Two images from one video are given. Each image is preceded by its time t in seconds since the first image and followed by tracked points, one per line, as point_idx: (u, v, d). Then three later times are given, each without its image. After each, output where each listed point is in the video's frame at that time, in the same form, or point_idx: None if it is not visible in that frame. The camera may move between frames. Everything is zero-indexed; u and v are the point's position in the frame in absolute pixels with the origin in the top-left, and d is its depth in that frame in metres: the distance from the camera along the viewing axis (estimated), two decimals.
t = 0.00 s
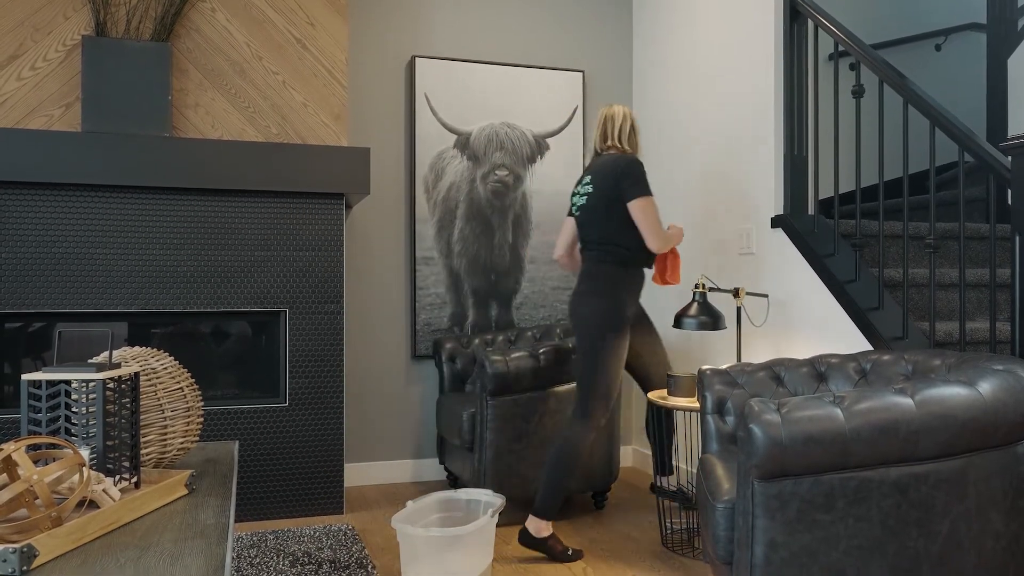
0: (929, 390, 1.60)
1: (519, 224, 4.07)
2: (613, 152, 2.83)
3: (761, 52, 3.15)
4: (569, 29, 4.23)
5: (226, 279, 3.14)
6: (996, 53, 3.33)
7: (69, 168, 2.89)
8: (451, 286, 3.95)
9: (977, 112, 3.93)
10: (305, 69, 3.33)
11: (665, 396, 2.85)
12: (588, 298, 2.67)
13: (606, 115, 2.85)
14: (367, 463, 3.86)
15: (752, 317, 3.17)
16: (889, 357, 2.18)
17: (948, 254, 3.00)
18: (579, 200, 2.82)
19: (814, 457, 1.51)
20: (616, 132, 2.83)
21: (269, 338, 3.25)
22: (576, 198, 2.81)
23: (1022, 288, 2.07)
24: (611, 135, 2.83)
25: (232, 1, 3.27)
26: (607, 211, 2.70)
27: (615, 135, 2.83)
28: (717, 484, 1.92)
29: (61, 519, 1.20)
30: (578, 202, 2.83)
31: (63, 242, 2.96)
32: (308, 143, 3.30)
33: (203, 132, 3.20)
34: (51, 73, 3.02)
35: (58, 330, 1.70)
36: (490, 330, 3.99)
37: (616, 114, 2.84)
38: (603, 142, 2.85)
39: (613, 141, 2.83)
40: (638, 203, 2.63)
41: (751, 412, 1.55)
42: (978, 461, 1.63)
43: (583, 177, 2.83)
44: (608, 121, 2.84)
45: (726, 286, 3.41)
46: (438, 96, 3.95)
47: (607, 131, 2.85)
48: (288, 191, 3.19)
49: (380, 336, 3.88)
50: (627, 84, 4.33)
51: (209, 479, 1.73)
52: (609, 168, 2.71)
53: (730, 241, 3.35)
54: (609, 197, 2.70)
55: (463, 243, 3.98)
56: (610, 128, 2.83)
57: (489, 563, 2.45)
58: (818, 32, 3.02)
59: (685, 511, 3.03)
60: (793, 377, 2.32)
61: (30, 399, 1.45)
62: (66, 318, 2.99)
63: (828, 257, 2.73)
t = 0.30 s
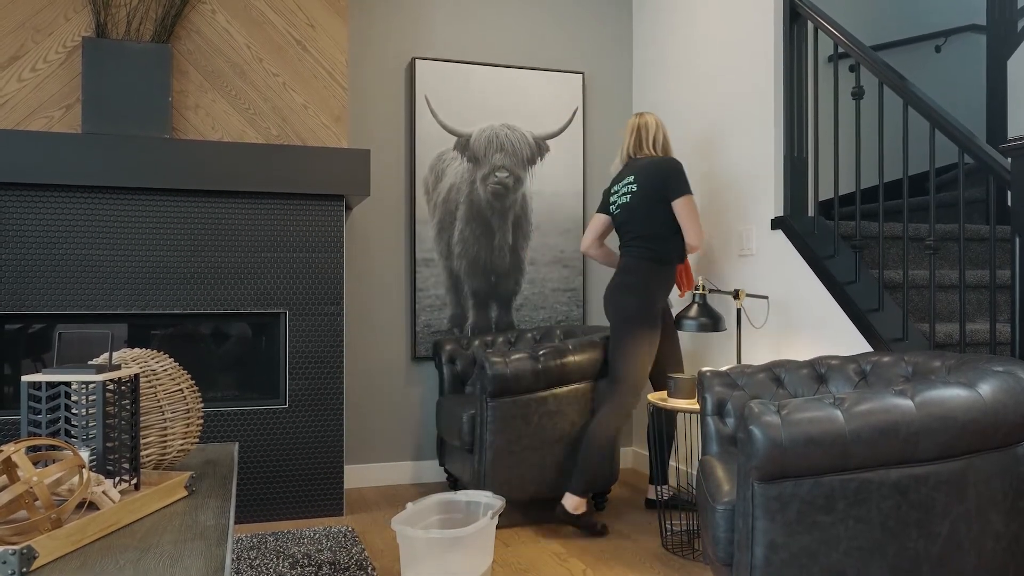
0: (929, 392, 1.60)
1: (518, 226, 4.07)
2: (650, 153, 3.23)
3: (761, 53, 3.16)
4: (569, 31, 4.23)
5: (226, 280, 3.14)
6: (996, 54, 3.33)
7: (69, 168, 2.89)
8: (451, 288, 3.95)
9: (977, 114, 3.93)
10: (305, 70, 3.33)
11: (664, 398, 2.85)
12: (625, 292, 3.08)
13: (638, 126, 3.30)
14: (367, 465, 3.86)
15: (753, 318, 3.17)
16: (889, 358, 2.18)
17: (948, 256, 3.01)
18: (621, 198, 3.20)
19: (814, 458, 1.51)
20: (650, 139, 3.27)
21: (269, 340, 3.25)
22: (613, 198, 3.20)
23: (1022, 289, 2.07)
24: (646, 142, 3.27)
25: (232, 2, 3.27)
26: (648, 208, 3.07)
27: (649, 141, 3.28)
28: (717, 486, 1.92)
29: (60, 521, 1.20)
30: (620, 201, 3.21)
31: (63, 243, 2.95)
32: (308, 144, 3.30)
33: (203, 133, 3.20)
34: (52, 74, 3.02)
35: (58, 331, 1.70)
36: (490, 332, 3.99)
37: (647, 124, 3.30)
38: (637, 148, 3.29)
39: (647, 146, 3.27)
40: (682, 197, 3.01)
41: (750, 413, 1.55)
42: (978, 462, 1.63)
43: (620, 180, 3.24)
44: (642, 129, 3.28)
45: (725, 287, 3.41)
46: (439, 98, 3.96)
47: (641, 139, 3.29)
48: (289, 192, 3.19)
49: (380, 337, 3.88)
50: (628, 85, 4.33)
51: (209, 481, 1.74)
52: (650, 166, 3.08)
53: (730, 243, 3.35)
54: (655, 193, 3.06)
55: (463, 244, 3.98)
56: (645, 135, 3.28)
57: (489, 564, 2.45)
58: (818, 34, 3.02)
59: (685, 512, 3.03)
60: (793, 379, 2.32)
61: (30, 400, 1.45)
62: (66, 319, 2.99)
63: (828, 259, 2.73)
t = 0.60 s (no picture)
0: (929, 395, 1.60)
1: (518, 229, 4.08)
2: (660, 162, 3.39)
3: (760, 57, 3.17)
4: (568, 35, 4.24)
5: (226, 284, 3.14)
6: (995, 57, 3.34)
7: (69, 171, 2.89)
8: (451, 291, 3.95)
9: (976, 117, 3.94)
10: (305, 74, 3.34)
11: (664, 401, 2.85)
12: (636, 298, 3.32)
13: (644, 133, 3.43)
14: (366, 468, 3.86)
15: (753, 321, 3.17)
16: (889, 361, 2.19)
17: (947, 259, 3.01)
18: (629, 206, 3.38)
19: (814, 462, 1.51)
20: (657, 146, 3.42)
21: (268, 343, 3.25)
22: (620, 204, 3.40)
23: (1022, 292, 2.07)
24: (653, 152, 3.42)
25: (232, 6, 3.27)
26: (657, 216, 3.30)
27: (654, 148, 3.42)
28: (717, 490, 1.91)
29: (60, 525, 1.20)
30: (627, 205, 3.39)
31: (63, 247, 2.96)
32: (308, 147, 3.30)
33: (203, 137, 3.20)
34: (52, 78, 3.03)
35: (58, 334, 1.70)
36: (490, 335, 4.00)
37: (655, 129, 3.43)
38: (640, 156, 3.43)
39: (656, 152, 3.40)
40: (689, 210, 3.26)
41: (750, 416, 1.55)
42: (977, 466, 1.63)
43: (625, 185, 3.42)
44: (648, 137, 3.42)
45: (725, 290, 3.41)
46: (438, 101, 3.96)
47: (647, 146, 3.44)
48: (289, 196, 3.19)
49: (380, 339, 3.88)
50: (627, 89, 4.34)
51: (209, 484, 1.73)
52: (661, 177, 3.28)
53: (730, 246, 3.36)
54: (667, 205, 3.29)
55: (463, 247, 3.98)
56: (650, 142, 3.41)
57: (489, 567, 2.45)
58: (817, 38, 3.03)
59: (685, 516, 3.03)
60: (793, 382, 2.32)
61: (30, 404, 1.45)
62: (66, 322, 2.98)
63: (828, 262, 2.72)
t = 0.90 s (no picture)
0: (929, 396, 1.60)
1: (518, 230, 4.08)
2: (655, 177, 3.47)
3: (760, 58, 3.17)
4: (568, 36, 4.24)
5: (226, 284, 3.14)
6: (994, 58, 3.34)
7: (69, 172, 2.89)
8: (451, 292, 3.95)
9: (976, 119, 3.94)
10: (305, 75, 3.34)
11: (664, 402, 2.85)
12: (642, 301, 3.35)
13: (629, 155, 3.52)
14: (367, 469, 3.86)
15: (752, 322, 3.17)
16: (888, 362, 2.19)
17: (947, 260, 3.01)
18: (639, 211, 3.40)
19: (814, 463, 1.51)
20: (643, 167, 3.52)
21: (269, 344, 3.25)
22: (629, 212, 3.40)
23: (1022, 293, 2.07)
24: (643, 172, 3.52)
25: (232, 7, 3.28)
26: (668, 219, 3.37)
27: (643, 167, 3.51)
28: (717, 491, 1.91)
29: (60, 526, 1.20)
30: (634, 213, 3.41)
31: (63, 247, 2.96)
32: (308, 148, 3.30)
33: (203, 137, 3.20)
34: (52, 79, 3.03)
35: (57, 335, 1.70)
36: (490, 336, 4.00)
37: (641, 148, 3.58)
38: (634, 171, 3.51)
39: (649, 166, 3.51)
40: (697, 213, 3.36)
41: (750, 418, 1.55)
42: (977, 467, 1.63)
43: (626, 195, 3.45)
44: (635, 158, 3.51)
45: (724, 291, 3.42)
46: (438, 102, 3.96)
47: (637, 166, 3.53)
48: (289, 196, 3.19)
49: (380, 340, 3.88)
50: (627, 90, 4.34)
51: (208, 486, 1.73)
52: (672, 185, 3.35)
53: (730, 247, 3.36)
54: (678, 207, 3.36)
55: (463, 248, 3.98)
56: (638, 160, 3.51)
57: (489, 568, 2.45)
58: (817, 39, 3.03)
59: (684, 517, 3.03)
60: (793, 383, 2.32)
61: (30, 405, 1.45)
62: (67, 323, 2.98)
63: (828, 263, 2.72)
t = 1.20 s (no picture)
0: (928, 396, 1.61)
1: (518, 231, 4.08)
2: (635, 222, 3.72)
3: (760, 60, 3.17)
4: (568, 37, 4.24)
5: (226, 285, 3.14)
6: (994, 58, 3.34)
7: (69, 173, 2.89)
8: (450, 292, 3.96)
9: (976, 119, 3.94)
10: (305, 76, 3.34)
11: (664, 403, 2.85)
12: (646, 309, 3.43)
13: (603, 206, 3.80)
14: (367, 469, 3.86)
15: (752, 323, 3.18)
16: (888, 363, 2.19)
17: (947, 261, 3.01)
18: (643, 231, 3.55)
19: (814, 463, 1.51)
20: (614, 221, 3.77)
21: (269, 344, 3.25)
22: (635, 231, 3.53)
23: (1022, 294, 2.07)
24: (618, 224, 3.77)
25: (232, 8, 3.28)
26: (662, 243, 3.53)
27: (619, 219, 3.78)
28: (717, 491, 1.91)
29: (60, 527, 1.20)
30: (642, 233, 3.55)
31: (63, 248, 2.95)
32: (308, 149, 3.30)
33: (203, 138, 3.20)
34: (52, 79, 3.03)
35: (57, 336, 1.70)
36: (490, 337, 4.00)
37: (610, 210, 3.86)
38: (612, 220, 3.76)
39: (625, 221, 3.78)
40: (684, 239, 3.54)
41: (750, 418, 1.55)
42: (977, 467, 1.63)
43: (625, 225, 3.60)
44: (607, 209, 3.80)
45: (724, 291, 3.42)
46: (438, 103, 3.96)
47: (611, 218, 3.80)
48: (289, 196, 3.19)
49: (380, 340, 3.88)
50: (627, 90, 4.34)
51: (208, 486, 1.73)
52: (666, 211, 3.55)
53: (730, 247, 3.36)
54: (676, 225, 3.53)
55: (462, 249, 3.98)
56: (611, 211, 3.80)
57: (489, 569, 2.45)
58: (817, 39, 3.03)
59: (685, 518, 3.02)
60: (793, 384, 2.32)
61: (30, 406, 1.45)
62: (67, 324, 2.99)
63: (828, 263, 2.72)
